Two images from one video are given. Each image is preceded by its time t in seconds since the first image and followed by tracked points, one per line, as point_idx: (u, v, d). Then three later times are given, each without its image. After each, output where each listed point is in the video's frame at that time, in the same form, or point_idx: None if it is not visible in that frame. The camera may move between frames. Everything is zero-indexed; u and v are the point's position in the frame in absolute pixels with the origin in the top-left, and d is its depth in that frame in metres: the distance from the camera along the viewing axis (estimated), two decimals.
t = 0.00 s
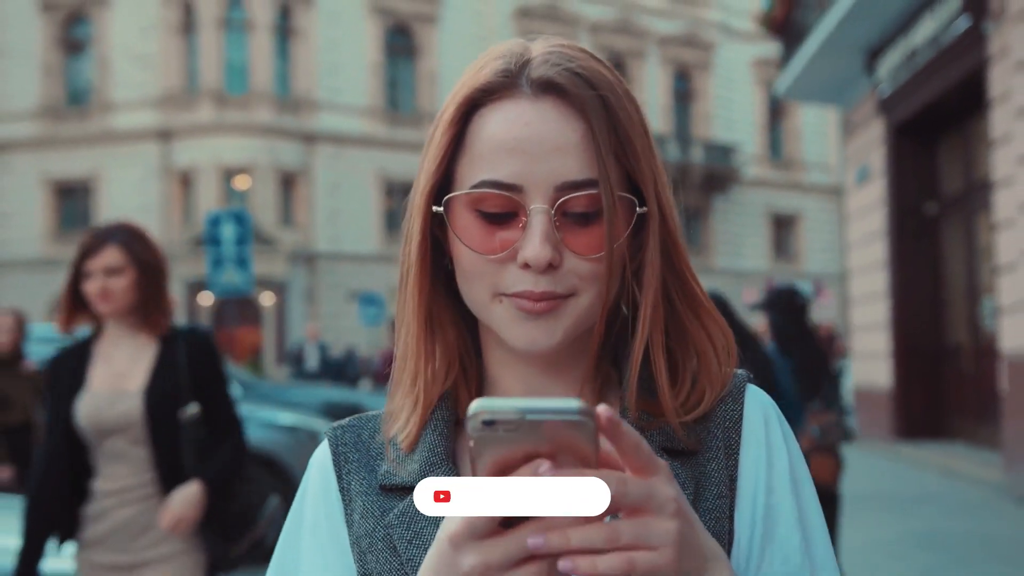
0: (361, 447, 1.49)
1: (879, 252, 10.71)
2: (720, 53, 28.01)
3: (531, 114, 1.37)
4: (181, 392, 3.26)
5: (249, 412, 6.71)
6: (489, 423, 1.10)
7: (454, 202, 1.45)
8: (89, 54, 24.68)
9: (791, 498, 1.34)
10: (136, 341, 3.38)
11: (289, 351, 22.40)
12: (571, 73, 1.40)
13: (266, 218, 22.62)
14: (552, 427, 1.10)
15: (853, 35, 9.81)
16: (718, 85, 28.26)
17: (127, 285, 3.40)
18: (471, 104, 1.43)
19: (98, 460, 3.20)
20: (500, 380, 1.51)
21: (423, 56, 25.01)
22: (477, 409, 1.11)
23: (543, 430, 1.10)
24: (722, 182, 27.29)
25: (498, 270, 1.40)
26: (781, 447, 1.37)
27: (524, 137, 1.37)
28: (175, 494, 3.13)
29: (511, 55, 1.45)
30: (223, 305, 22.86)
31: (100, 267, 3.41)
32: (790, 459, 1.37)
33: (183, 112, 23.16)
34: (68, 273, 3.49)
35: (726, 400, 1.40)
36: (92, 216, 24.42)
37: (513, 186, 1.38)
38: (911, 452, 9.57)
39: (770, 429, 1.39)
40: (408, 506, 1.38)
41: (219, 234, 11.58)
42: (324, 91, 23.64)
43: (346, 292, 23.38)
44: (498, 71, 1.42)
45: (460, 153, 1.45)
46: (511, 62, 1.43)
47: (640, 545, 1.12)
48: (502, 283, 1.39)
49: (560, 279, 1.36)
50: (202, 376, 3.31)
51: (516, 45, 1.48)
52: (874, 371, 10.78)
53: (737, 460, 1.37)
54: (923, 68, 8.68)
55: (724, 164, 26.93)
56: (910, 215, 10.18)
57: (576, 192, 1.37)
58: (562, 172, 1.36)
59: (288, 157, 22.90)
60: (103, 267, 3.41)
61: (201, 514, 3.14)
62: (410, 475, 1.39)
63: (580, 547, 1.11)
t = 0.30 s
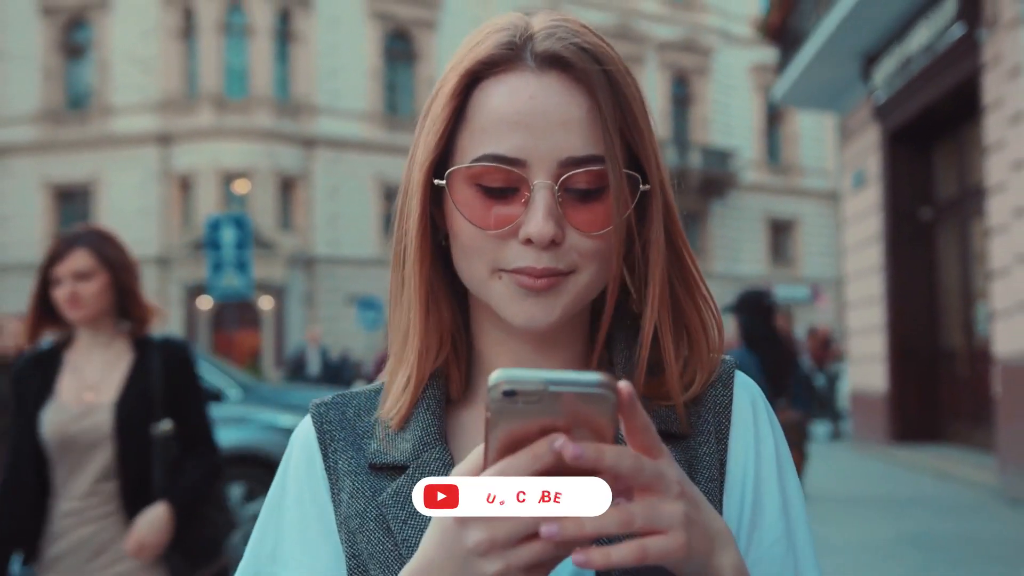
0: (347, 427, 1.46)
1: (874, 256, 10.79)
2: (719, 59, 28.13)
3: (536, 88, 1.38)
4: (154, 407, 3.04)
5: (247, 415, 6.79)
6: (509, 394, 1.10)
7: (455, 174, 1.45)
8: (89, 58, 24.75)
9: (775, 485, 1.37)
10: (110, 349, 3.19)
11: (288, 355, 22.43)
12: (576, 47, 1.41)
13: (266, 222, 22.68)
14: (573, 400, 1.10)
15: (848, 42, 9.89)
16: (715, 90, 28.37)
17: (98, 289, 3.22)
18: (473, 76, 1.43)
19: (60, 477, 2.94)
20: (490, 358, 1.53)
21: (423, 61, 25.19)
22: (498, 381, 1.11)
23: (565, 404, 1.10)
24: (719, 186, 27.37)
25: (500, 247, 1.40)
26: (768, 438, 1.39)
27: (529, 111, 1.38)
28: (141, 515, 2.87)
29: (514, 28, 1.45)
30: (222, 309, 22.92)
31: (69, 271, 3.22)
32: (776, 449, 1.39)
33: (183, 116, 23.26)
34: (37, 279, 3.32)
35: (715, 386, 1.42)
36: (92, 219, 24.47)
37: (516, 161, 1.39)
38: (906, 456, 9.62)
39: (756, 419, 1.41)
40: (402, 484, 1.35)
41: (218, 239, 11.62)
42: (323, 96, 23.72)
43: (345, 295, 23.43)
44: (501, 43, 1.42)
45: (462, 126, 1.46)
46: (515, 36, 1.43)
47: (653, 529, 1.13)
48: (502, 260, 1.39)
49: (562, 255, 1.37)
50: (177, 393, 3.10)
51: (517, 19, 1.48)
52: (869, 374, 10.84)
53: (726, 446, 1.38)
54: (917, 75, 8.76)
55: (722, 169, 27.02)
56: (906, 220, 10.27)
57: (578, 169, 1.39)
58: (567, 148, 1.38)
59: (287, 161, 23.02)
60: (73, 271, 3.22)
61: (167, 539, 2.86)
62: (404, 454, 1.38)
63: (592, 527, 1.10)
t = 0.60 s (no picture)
0: (324, 417, 1.40)
1: (864, 258, 10.88)
2: (711, 62, 28.23)
3: (528, 83, 1.32)
4: (118, 395, 2.81)
5: (241, 417, 6.84)
6: (499, 403, 1.09)
7: (445, 168, 1.38)
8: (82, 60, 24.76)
9: (751, 474, 1.37)
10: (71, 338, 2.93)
11: (282, 357, 22.42)
12: (570, 42, 1.38)
13: (259, 224, 22.70)
14: (560, 409, 1.09)
15: (839, 45, 9.96)
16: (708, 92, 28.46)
17: (56, 278, 2.95)
18: (465, 68, 1.37)
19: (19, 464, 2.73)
20: (469, 355, 1.48)
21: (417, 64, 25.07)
22: (488, 390, 1.09)
23: (550, 416, 1.09)
24: (712, 188, 27.45)
25: (487, 241, 1.34)
26: (745, 433, 1.39)
27: (523, 104, 1.32)
28: (100, 507, 2.68)
29: (508, 21, 1.41)
30: (215, 311, 22.95)
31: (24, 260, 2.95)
32: (750, 443, 1.39)
33: (177, 119, 23.28)
34: None
35: (691, 379, 1.41)
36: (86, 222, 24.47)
37: (507, 156, 1.33)
38: (896, 456, 9.67)
39: (730, 412, 1.40)
40: (381, 478, 1.32)
41: (212, 241, 11.67)
42: (316, 99, 23.75)
43: (338, 298, 23.46)
44: (495, 36, 1.37)
45: (451, 119, 1.39)
46: (509, 27, 1.39)
47: (642, 531, 1.12)
48: (490, 254, 1.34)
49: (549, 252, 1.32)
50: (144, 380, 2.88)
51: (508, 11, 1.44)
52: (860, 375, 10.92)
53: (703, 441, 1.36)
54: (907, 79, 8.83)
55: (714, 171, 27.11)
56: (895, 223, 10.37)
57: (570, 166, 1.33)
58: (558, 144, 1.32)
59: (280, 164, 23.03)
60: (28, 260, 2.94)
61: (128, 530, 2.69)
62: (381, 447, 1.34)
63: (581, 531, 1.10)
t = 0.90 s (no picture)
0: (312, 444, 1.40)
1: (856, 258, 10.96)
2: (704, 62, 28.33)
3: (519, 109, 1.33)
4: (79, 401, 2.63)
5: (242, 417, 6.88)
6: (472, 445, 1.03)
7: (433, 194, 1.39)
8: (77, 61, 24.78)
9: (740, 502, 1.38)
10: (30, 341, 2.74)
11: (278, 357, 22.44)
12: (563, 67, 1.38)
13: (254, 225, 22.71)
14: (532, 449, 1.03)
15: (831, 46, 10.05)
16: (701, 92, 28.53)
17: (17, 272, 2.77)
18: (455, 91, 1.38)
19: None
20: (457, 378, 1.48)
21: (412, 65, 25.24)
22: (460, 431, 1.04)
23: (522, 455, 1.03)
24: (706, 187, 27.55)
25: (476, 267, 1.36)
26: (734, 450, 1.40)
27: (512, 131, 1.33)
28: (58, 523, 2.53)
29: (500, 42, 1.41)
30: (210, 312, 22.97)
31: None
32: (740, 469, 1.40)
33: (172, 119, 23.29)
34: None
35: (682, 403, 1.41)
36: (82, 223, 24.48)
37: (496, 181, 1.34)
38: (890, 454, 9.71)
39: (722, 435, 1.41)
40: (365, 509, 1.31)
41: (208, 242, 11.72)
42: (310, 99, 23.81)
43: (333, 298, 23.52)
44: (486, 58, 1.37)
45: (440, 146, 1.40)
46: (500, 51, 1.39)
47: (623, 562, 1.09)
48: (479, 280, 1.35)
49: (537, 278, 1.34)
50: (105, 385, 2.71)
51: (498, 29, 1.45)
52: (853, 374, 11.00)
53: (691, 465, 1.37)
54: (898, 80, 8.90)
55: (708, 170, 27.20)
56: (887, 223, 10.45)
57: (560, 193, 1.35)
58: (545, 171, 1.34)
59: (276, 164, 23.06)
60: None
61: (89, 547, 2.54)
62: (367, 475, 1.33)
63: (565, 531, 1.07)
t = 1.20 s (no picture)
0: (321, 455, 1.45)
1: (854, 258, 11.03)
2: (703, 62, 28.41)
3: (525, 128, 1.37)
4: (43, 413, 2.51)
5: (246, 416, 7.00)
6: (465, 465, 1.04)
7: (440, 213, 1.44)
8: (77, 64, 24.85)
9: (751, 518, 1.38)
10: None
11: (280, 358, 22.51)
12: (571, 87, 1.41)
13: (255, 226, 22.78)
14: (527, 470, 1.03)
15: (829, 47, 10.13)
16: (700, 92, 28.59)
17: None
18: (463, 109, 1.42)
19: None
20: (467, 393, 1.51)
21: (412, 66, 25.35)
22: (453, 453, 1.04)
23: (516, 475, 1.04)
24: (705, 186, 27.65)
25: (481, 284, 1.40)
26: (741, 468, 1.40)
27: (519, 149, 1.37)
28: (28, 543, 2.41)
29: (509, 60, 1.45)
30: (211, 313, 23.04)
31: None
32: (755, 485, 1.41)
33: (173, 121, 23.35)
34: None
35: (693, 419, 1.42)
36: (83, 225, 24.58)
37: (502, 201, 1.39)
38: (889, 453, 9.77)
39: (734, 459, 1.41)
40: (369, 521, 1.34)
41: (210, 243, 11.76)
42: (310, 100, 23.88)
43: (334, 299, 23.61)
44: (493, 77, 1.41)
45: (447, 162, 1.45)
46: (508, 68, 1.43)
47: None
48: (484, 297, 1.40)
49: (543, 297, 1.38)
50: (69, 392, 2.59)
51: (508, 46, 1.49)
52: (851, 372, 11.08)
53: (699, 480, 1.38)
54: (895, 81, 8.98)
55: (707, 170, 27.28)
56: (886, 223, 10.52)
57: (565, 212, 1.38)
58: (552, 190, 1.38)
59: (277, 165, 23.12)
60: None
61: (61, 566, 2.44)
62: (371, 488, 1.37)
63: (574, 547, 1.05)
